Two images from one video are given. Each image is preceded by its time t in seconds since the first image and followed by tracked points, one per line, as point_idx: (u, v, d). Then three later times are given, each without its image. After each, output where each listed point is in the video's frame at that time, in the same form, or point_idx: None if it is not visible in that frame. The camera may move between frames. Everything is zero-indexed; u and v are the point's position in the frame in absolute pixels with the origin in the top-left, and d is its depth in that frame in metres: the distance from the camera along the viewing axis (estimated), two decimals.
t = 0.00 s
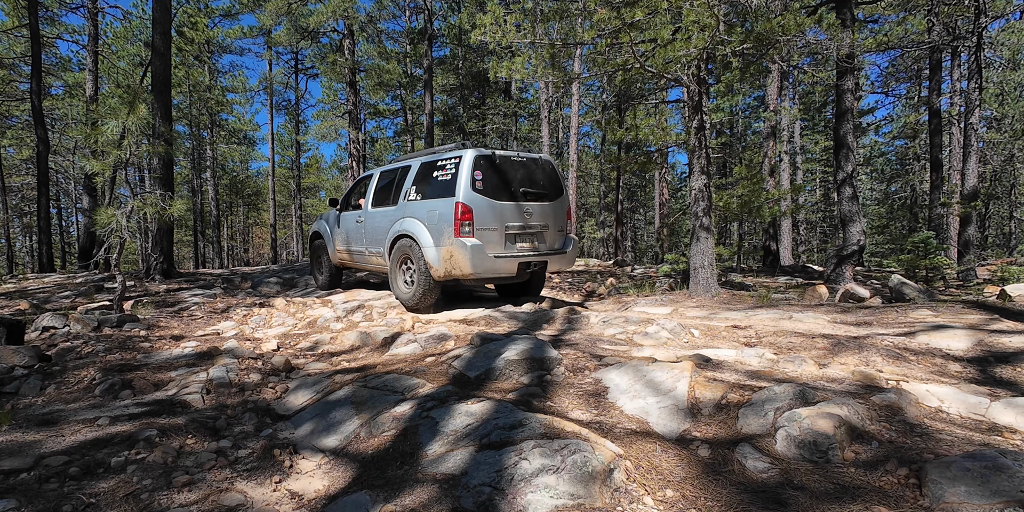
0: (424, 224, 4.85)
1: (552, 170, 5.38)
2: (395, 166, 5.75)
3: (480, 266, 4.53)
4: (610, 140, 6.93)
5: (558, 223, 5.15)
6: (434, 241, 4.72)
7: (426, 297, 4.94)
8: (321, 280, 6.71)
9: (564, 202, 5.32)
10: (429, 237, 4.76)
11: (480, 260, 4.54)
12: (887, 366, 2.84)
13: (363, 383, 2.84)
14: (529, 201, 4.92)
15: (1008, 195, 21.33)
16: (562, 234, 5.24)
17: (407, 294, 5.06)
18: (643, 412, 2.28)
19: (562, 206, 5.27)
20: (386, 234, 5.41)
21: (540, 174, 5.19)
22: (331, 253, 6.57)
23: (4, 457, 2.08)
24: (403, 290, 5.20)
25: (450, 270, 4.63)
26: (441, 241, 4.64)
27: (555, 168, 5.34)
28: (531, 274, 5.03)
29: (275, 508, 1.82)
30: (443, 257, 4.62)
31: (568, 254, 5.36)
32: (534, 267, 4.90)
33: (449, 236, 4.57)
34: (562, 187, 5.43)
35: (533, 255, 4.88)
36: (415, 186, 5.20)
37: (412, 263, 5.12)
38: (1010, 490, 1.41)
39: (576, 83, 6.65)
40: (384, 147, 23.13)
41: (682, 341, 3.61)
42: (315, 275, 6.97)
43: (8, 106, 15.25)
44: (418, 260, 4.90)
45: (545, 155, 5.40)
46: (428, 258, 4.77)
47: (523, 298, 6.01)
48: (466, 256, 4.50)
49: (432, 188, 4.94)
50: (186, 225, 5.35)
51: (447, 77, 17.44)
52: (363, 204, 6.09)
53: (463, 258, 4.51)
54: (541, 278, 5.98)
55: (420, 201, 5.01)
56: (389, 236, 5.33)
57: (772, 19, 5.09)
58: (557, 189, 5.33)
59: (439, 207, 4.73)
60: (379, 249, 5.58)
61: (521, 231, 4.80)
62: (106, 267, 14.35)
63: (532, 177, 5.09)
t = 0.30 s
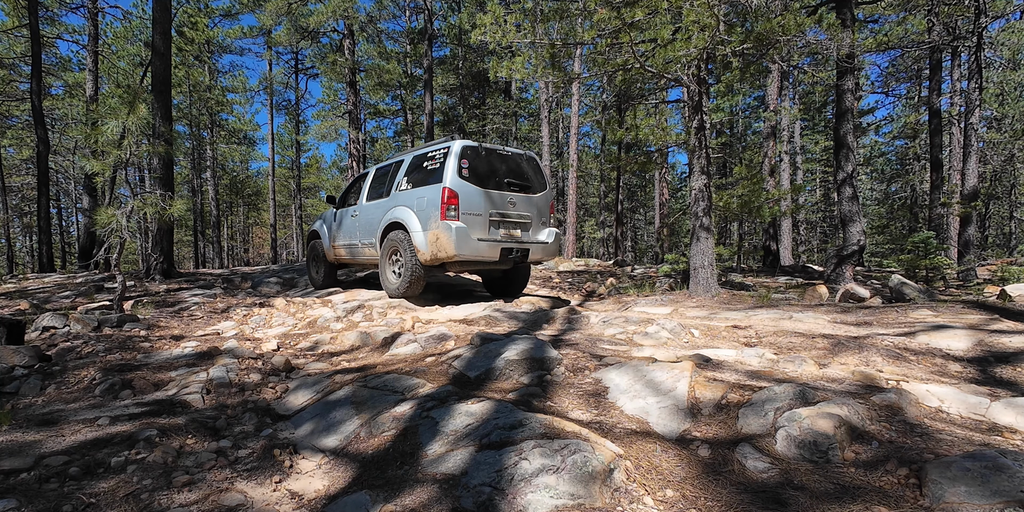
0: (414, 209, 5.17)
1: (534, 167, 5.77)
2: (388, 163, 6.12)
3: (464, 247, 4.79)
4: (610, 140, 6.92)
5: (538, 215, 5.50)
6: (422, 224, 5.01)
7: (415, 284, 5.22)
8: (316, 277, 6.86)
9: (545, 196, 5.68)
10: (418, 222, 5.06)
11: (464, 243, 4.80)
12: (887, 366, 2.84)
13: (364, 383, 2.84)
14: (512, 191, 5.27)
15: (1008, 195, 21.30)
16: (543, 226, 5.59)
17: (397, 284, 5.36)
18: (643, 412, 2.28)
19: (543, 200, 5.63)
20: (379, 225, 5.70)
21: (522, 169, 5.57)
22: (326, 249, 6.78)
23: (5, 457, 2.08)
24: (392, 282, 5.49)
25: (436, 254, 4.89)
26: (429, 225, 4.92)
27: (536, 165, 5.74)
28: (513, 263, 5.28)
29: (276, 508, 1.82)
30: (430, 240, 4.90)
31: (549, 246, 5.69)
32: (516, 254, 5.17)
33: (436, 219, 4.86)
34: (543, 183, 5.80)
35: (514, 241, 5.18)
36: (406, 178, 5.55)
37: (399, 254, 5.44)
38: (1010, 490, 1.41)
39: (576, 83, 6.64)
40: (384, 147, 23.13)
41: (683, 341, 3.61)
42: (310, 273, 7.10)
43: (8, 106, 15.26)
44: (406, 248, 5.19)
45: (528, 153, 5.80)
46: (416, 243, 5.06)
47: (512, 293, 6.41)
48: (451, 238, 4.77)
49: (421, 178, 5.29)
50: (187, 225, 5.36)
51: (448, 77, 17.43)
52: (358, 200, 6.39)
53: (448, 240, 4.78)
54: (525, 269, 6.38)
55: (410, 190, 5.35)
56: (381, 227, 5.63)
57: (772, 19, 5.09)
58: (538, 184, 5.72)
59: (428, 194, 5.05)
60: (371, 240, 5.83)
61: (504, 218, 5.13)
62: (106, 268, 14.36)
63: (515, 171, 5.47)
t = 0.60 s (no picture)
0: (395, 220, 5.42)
1: (510, 172, 5.96)
2: (370, 172, 6.33)
3: (444, 256, 5.07)
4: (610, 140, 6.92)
5: (515, 218, 5.74)
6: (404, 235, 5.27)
7: (399, 287, 5.48)
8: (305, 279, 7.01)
9: (521, 200, 5.91)
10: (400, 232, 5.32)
11: (443, 252, 5.08)
12: (887, 366, 2.84)
13: (363, 383, 2.84)
14: (488, 198, 5.50)
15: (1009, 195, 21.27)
16: (520, 229, 5.82)
17: (381, 286, 5.60)
18: (643, 412, 2.28)
19: (519, 204, 5.85)
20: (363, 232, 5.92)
21: (498, 175, 5.76)
22: (314, 254, 6.95)
23: (5, 457, 2.08)
24: (377, 283, 5.72)
25: (418, 262, 5.16)
26: (410, 236, 5.19)
27: (512, 170, 5.93)
28: (493, 265, 5.57)
29: (275, 508, 1.82)
30: (412, 250, 5.17)
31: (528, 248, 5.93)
32: (494, 258, 5.45)
33: (416, 230, 5.12)
34: (519, 187, 6.01)
35: (492, 247, 5.45)
36: (386, 188, 5.78)
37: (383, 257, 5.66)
38: (1010, 490, 1.40)
39: (577, 83, 6.64)
40: (384, 147, 23.13)
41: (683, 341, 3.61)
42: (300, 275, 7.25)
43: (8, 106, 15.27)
44: (391, 254, 5.45)
45: (504, 159, 5.99)
46: (399, 253, 5.33)
47: (494, 292, 6.49)
48: (431, 248, 5.05)
49: (401, 189, 5.52)
50: (187, 225, 5.36)
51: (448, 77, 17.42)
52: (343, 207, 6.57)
53: (428, 249, 5.06)
54: (507, 269, 6.44)
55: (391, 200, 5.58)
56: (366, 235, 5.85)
57: (772, 19, 5.08)
58: (514, 189, 5.92)
59: (407, 205, 5.30)
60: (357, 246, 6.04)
61: (481, 225, 5.38)
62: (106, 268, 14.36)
63: (491, 178, 5.67)
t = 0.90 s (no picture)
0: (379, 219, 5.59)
1: (491, 172, 6.11)
2: (357, 174, 6.49)
3: (426, 252, 5.25)
4: (610, 140, 6.92)
5: (495, 217, 5.90)
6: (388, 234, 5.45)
7: (385, 285, 5.65)
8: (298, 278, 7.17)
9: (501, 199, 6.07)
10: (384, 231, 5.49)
11: (426, 249, 5.26)
12: (887, 366, 2.84)
13: (364, 383, 2.84)
14: (468, 198, 5.67)
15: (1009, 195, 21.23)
16: (500, 226, 5.99)
17: (369, 283, 5.77)
18: (643, 412, 2.28)
19: (499, 202, 6.01)
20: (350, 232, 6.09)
21: (478, 176, 5.92)
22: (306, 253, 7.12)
23: (5, 456, 2.08)
24: (365, 280, 5.87)
25: (401, 259, 5.34)
26: (393, 234, 5.36)
27: (492, 170, 6.08)
28: (475, 262, 5.75)
29: (276, 508, 1.83)
30: (396, 248, 5.34)
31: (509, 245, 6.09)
32: (475, 255, 5.62)
33: (399, 229, 5.29)
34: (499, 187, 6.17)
35: (473, 245, 5.61)
36: (371, 190, 5.94)
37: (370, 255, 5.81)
38: (1010, 490, 1.40)
39: (577, 83, 6.64)
40: (383, 147, 23.14)
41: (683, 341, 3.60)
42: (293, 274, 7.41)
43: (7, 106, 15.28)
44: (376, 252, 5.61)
45: (484, 160, 6.15)
46: (384, 251, 5.50)
47: (478, 289, 6.60)
48: (413, 245, 5.23)
49: (385, 190, 5.69)
50: (187, 225, 5.36)
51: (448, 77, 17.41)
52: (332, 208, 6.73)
53: (411, 247, 5.24)
54: (490, 267, 6.53)
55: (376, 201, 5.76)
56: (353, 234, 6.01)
57: (772, 19, 5.08)
58: (495, 188, 6.07)
59: (390, 205, 5.47)
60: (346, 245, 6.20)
61: (461, 223, 5.54)
62: (105, 268, 14.35)
63: (471, 178, 5.83)
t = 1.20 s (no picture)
0: (370, 220, 5.65)
1: (481, 175, 6.14)
2: (350, 173, 6.51)
3: (415, 254, 5.33)
4: (610, 140, 6.91)
5: (484, 219, 5.95)
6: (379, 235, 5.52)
7: (376, 284, 5.76)
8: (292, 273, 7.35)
9: (491, 201, 6.10)
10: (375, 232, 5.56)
11: (415, 251, 5.33)
12: (887, 366, 2.84)
13: (363, 383, 2.84)
14: (458, 201, 5.70)
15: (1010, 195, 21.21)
16: (488, 229, 6.03)
17: (360, 282, 5.87)
18: (643, 412, 2.28)
19: (489, 205, 6.04)
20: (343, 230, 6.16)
21: (469, 178, 5.94)
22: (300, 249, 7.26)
23: (5, 457, 2.08)
24: (356, 279, 5.98)
25: (391, 260, 5.43)
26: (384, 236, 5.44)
27: (483, 173, 6.10)
28: (462, 263, 5.79)
29: (276, 508, 1.82)
30: (386, 248, 5.42)
31: (497, 246, 6.17)
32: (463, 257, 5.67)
33: (389, 230, 5.36)
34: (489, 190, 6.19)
35: (461, 247, 5.67)
36: (363, 190, 5.98)
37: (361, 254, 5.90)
38: (1010, 490, 1.40)
39: (577, 83, 6.64)
40: (383, 147, 23.15)
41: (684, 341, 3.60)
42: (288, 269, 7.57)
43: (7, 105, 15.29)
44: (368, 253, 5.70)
45: (475, 162, 6.17)
46: (375, 251, 5.58)
47: (466, 286, 6.72)
48: (402, 247, 5.31)
49: (377, 191, 5.73)
50: (187, 224, 5.36)
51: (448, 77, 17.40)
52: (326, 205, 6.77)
53: (400, 249, 5.32)
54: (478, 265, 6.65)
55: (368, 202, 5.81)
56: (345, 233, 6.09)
57: (772, 19, 5.08)
58: (485, 191, 6.11)
59: (381, 207, 5.52)
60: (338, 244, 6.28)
61: (450, 226, 5.59)
62: (106, 268, 14.36)
63: (461, 182, 5.86)
